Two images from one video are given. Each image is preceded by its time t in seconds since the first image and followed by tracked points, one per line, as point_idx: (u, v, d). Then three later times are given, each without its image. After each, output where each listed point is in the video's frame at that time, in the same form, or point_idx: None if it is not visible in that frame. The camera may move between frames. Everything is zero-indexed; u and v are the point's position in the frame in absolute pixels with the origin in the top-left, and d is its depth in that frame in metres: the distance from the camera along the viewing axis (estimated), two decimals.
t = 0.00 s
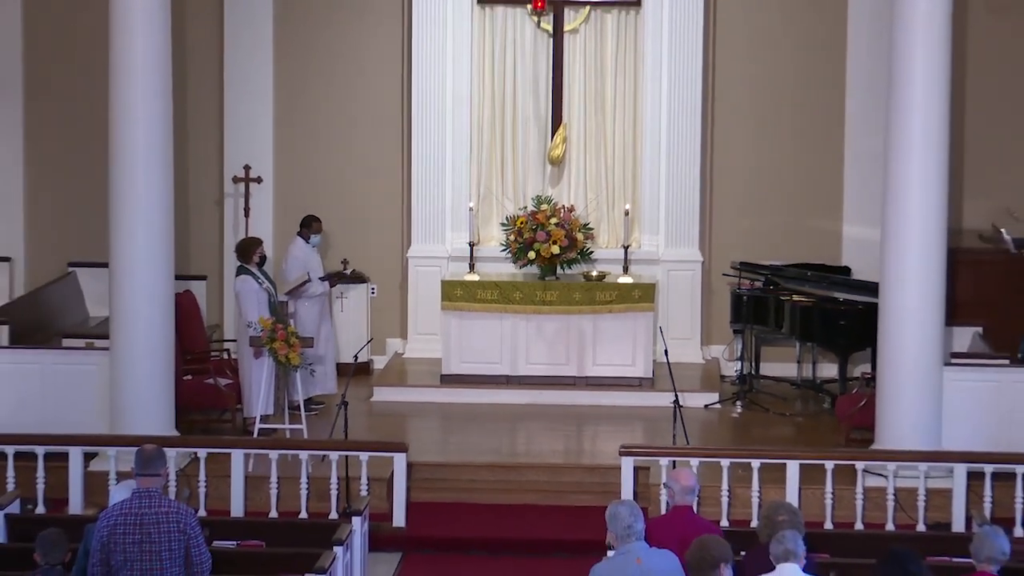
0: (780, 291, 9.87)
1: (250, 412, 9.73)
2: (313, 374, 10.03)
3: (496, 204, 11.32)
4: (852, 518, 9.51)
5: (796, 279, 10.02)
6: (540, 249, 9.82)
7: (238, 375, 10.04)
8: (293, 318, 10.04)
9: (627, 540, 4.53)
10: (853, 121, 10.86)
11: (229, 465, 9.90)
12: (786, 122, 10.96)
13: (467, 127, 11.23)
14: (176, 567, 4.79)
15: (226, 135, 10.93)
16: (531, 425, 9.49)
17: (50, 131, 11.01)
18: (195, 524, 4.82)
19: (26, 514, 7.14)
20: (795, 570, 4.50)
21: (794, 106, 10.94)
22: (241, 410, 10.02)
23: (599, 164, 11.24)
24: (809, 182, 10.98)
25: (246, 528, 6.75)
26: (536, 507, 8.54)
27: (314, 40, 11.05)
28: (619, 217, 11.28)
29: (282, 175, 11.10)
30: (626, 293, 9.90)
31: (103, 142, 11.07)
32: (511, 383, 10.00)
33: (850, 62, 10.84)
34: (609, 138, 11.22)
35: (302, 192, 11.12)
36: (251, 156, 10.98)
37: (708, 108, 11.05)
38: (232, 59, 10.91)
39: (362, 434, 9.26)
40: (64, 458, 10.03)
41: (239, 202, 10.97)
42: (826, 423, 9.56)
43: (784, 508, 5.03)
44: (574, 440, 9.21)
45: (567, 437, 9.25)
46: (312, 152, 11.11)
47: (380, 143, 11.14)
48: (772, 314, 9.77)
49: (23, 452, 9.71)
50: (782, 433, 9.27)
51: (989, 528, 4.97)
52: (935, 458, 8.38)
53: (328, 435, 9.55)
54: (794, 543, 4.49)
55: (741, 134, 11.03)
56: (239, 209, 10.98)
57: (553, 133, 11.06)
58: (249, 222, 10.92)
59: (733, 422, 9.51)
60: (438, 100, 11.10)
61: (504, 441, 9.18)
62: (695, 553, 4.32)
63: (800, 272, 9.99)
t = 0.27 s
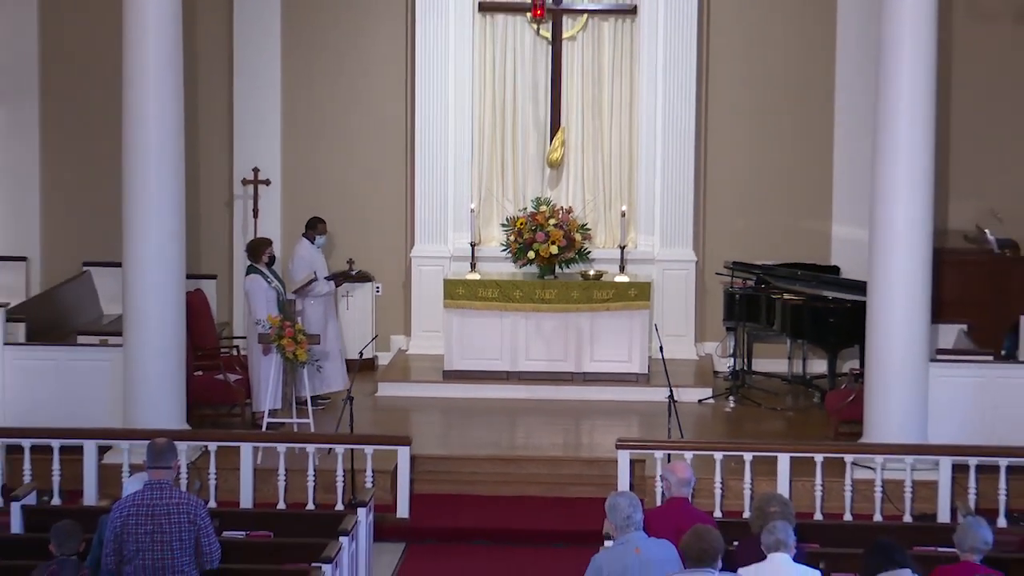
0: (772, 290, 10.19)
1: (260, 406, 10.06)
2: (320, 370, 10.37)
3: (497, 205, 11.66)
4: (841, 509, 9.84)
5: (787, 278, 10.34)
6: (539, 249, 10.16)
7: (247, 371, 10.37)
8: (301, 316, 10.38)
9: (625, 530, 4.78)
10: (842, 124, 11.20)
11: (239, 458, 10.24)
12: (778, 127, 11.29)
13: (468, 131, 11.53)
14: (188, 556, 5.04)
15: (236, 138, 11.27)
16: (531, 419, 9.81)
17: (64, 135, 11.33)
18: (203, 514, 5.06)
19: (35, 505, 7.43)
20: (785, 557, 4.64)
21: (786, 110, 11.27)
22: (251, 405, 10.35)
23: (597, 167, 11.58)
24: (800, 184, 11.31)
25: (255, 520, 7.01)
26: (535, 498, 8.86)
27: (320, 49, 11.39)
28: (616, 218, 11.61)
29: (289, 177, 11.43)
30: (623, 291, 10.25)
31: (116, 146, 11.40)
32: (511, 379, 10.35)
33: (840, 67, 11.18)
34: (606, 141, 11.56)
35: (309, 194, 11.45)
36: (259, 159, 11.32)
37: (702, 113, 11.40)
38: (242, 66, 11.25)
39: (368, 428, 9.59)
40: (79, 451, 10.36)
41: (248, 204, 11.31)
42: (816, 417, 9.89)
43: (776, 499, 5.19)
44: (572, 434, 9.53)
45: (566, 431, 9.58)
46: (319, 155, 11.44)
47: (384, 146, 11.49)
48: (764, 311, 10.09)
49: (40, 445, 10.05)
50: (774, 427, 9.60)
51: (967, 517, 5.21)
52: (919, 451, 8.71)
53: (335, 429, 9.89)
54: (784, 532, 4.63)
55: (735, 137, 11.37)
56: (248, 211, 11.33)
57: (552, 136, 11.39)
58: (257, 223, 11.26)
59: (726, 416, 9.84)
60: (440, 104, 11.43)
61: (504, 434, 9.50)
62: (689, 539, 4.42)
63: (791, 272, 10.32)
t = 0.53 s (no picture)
0: (764, 289, 10.51)
1: (268, 401, 10.39)
2: (326, 366, 10.71)
3: (497, 206, 11.97)
4: (831, 501, 10.16)
5: (779, 277, 10.64)
6: (539, 248, 10.51)
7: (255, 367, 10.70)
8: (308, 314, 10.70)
9: (623, 521, 4.89)
10: (833, 128, 11.53)
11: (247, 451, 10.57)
12: (771, 131, 11.62)
13: (469, 134, 11.84)
14: (197, 546, 5.21)
15: (245, 141, 11.61)
16: (530, 414, 10.13)
17: (77, 138, 11.64)
18: (213, 507, 5.25)
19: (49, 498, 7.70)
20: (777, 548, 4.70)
21: (778, 114, 11.60)
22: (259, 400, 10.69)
23: (594, 169, 11.89)
24: (792, 186, 11.65)
25: (263, 511, 7.26)
26: (534, 490, 9.18)
27: (326, 56, 11.73)
28: (613, 219, 11.92)
29: (296, 179, 11.78)
30: (619, 290, 10.61)
31: (127, 148, 11.71)
32: (511, 374, 10.68)
33: (830, 73, 11.51)
34: (604, 144, 11.88)
35: (315, 195, 11.80)
36: (267, 162, 11.65)
37: (697, 117, 11.72)
38: (250, 71, 11.59)
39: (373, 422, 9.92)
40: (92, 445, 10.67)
41: (256, 206, 11.65)
42: (806, 411, 10.23)
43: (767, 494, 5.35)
44: (570, 428, 9.86)
45: (564, 425, 9.91)
46: (325, 157, 11.79)
47: (388, 149, 11.84)
48: (756, 309, 10.41)
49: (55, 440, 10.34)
50: (766, 421, 9.93)
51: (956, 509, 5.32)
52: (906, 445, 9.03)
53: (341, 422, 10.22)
54: (776, 523, 4.72)
55: (728, 140, 11.70)
56: (256, 212, 11.66)
57: (551, 139, 11.71)
58: (265, 223, 11.59)
59: (720, 411, 10.16)
60: (442, 108, 11.74)
61: (505, 428, 9.83)
62: (688, 530, 4.48)
63: (782, 271, 10.60)
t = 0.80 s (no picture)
0: (757, 287, 10.79)
1: (274, 397, 10.68)
2: (330, 362, 11.00)
3: (497, 207, 12.26)
4: (823, 494, 10.43)
5: (771, 276, 10.92)
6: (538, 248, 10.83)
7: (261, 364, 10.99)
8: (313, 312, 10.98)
9: (619, 514, 5.06)
10: (826, 131, 11.82)
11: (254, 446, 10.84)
12: (765, 134, 11.91)
13: (470, 137, 12.12)
14: (206, 539, 5.39)
15: (253, 144, 11.91)
16: (530, 410, 10.41)
17: (88, 140, 11.92)
18: (220, 499, 5.40)
19: (61, 491, 7.95)
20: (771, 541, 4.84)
21: (771, 117, 11.89)
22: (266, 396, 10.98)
23: (593, 171, 12.17)
24: (785, 187, 11.94)
25: (269, 503, 7.50)
26: (533, 484, 9.46)
27: (331, 61, 12.02)
28: (611, 219, 12.19)
29: (303, 181, 12.06)
30: (616, 288, 10.89)
31: (137, 151, 11.98)
32: (512, 371, 10.96)
33: (822, 77, 11.79)
34: (602, 146, 12.15)
35: (320, 197, 12.08)
36: (274, 164, 11.95)
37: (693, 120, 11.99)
38: (257, 75, 11.88)
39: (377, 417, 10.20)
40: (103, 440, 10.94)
41: (263, 207, 11.94)
42: (799, 406, 10.52)
43: (759, 485, 5.41)
44: (569, 423, 10.13)
45: (563, 420, 10.18)
46: (330, 160, 12.08)
47: (391, 152, 12.13)
48: (750, 307, 10.69)
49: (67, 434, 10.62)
50: (759, 416, 10.21)
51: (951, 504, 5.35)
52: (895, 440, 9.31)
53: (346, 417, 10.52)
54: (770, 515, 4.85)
55: (723, 143, 11.99)
56: (263, 213, 11.95)
57: (550, 142, 11.99)
58: (272, 224, 11.88)
59: (715, 406, 10.44)
60: (444, 112, 12.03)
61: (505, 424, 10.10)
62: (685, 523, 4.56)
63: (775, 270, 10.89)
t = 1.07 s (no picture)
0: (750, 285, 11.12)
1: (281, 391, 11.01)
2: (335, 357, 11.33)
3: (497, 207, 12.59)
4: (813, 486, 10.77)
5: (764, 274, 11.26)
6: (537, 247, 11.21)
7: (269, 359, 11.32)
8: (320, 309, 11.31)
9: (614, 505, 5.27)
10: (816, 133, 12.14)
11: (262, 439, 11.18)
12: (758, 137, 12.24)
13: (471, 140, 12.47)
14: (213, 529, 5.68)
15: (260, 146, 12.26)
16: (529, 404, 10.74)
17: (100, 143, 12.26)
18: (228, 491, 5.70)
19: (77, 483, 8.29)
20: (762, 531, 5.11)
21: (764, 120, 12.22)
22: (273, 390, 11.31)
23: (591, 172, 12.51)
24: (777, 188, 12.27)
25: (276, 495, 7.78)
26: (532, 475, 9.80)
27: (335, 65, 12.36)
28: (607, 220, 12.53)
29: (309, 182, 12.41)
30: (613, 286, 11.24)
31: (148, 152, 12.32)
32: (512, 365, 11.33)
33: (812, 81, 12.11)
34: (599, 149, 12.48)
35: (326, 197, 12.43)
36: (281, 166, 12.29)
37: (687, 123, 12.33)
38: (264, 79, 12.23)
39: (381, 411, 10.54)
40: (116, 433, 11.29)
41: (271, 207, 12.30)
42: (790, 400, 10.86)
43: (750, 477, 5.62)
44: (567, 417, 10.47)
45: (562, 414, 10.52)
46: (335, 162, 12.42)
47: (394, 154, 12.47)
48: (742, 304, 11.02)
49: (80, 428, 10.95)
50: (751, 410, 10.54)
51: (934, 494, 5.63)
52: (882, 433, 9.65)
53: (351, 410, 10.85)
54: (761, 507, 5.13)
55: (717, 145, 12.33)
56: (271, 213, 12.30)
57: (549, 144, 12.33)
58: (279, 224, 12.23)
59: (708, 400, 10.78)
60: (445, 115, 12.40)
61: (505, 417, 10.44)
62: (681, 514, 4.78)
63: (767, 268, 11.24)
